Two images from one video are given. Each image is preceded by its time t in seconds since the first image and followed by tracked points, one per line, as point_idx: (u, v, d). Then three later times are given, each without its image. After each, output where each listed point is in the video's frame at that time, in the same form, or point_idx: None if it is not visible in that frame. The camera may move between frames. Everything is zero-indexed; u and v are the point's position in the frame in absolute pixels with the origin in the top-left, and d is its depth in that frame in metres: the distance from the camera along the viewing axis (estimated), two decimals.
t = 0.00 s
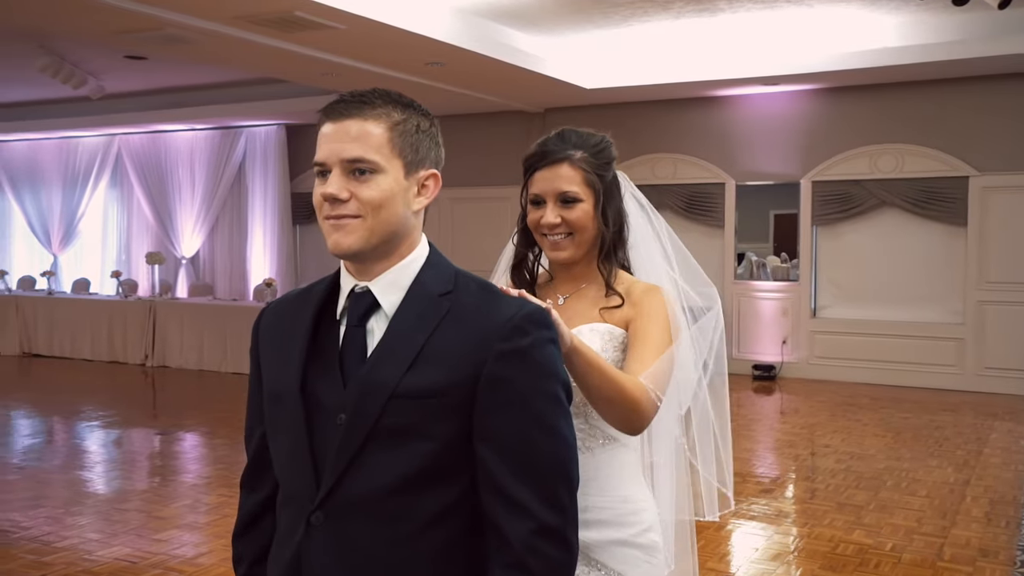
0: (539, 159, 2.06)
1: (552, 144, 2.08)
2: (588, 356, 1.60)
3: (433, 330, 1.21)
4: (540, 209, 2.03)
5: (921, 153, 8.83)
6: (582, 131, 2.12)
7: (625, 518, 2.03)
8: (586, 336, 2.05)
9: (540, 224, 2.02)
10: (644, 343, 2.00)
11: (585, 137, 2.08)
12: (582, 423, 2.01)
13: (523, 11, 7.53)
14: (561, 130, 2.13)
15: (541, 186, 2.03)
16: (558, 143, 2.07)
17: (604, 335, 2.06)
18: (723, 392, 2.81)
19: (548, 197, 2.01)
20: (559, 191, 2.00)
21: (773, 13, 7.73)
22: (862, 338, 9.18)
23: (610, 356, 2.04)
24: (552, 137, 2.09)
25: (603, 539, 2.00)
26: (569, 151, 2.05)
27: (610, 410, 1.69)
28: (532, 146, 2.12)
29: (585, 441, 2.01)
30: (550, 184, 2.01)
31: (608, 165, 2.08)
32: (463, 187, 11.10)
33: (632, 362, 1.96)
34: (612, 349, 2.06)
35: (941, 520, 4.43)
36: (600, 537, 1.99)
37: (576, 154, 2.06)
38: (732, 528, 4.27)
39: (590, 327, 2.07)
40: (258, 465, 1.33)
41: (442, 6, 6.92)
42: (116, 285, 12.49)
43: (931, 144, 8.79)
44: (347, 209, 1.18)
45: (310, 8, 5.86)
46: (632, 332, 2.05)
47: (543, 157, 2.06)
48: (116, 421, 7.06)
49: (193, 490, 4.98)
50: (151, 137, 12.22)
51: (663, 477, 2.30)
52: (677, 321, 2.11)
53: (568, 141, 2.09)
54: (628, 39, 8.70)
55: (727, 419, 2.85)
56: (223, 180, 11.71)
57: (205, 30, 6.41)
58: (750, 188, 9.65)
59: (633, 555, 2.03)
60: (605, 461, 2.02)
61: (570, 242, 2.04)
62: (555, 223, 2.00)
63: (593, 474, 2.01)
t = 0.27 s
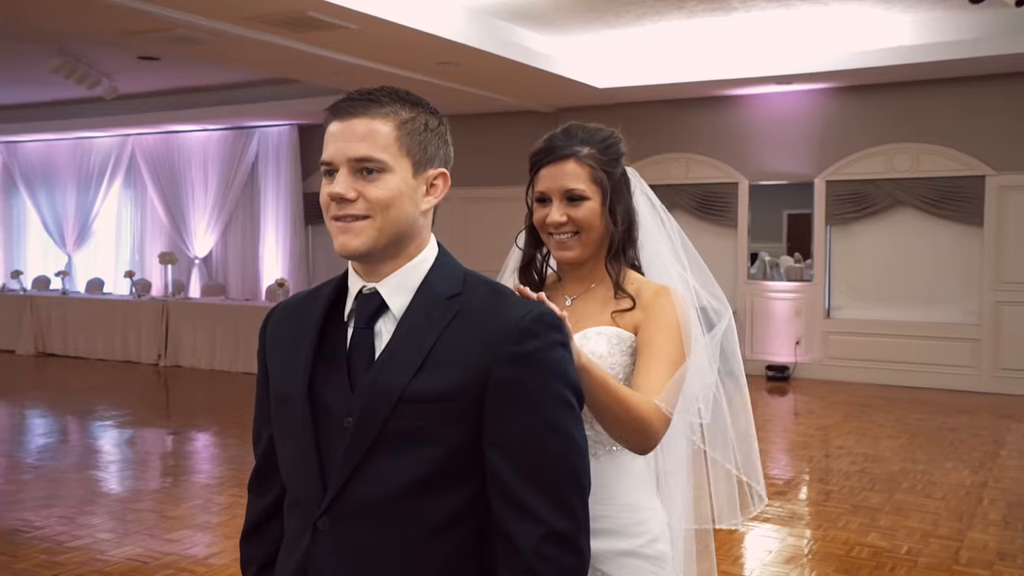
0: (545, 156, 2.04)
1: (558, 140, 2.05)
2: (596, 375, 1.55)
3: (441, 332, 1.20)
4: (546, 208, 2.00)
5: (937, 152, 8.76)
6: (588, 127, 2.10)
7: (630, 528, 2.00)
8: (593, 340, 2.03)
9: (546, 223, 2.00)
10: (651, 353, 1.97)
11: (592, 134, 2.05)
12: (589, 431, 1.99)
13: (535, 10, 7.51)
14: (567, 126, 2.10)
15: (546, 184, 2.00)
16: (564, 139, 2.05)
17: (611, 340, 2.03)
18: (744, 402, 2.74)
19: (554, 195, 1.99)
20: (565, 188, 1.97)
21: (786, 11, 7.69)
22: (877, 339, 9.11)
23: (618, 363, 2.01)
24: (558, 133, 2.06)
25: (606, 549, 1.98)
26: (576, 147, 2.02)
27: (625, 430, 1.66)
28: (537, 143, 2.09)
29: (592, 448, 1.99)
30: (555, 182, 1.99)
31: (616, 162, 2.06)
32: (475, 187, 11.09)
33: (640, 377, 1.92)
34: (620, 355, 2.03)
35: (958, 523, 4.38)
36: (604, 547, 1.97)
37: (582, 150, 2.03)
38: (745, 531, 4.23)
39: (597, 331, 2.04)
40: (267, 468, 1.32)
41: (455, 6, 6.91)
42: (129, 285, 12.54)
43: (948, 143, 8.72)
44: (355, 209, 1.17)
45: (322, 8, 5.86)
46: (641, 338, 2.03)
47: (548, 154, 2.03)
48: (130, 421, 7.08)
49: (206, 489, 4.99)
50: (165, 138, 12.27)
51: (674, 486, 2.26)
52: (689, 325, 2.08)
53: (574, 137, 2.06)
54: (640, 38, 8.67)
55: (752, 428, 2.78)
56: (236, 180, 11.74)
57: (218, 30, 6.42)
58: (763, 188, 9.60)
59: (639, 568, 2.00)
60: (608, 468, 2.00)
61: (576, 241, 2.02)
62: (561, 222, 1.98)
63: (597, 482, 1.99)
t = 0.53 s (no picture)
0: (550, 155, 2.01)
1: (563, 138, 2.02)
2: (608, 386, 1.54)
3: (449, 336, 1.18)
4: (551, 209, 1.99)
5: (952, 151, 8.69)
6: (595, 125, 2.07)
7: (640, 537, 1.98)
8: (600, 345, 2.01)
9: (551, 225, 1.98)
10: (658, 357, 1.94)
11: (599, 132, 2.03)
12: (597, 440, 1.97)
13: (546, 10, 7.49)
14: (573, 124, 2.08)
15: (551, 184, 1.98)
16: (569, 138, 2.02)
17: (618, 345, 2.01)
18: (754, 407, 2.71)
19: (559, 196, 1.97)
20: (571, 189, 1.95)
21: (800, 10, 7.64)
22: (891, 341, 9.05)
23: (626, 370, 1.99)
24: (563, 132, 2.04)
25: (615, 560, 1.96)
26: (581, 146, 2.00)
27: (636, 444, 1.64)
28: (543, 142, 2.07)
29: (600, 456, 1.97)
30: (561, 183, 1.97)
31: (624, 161, 2.03)
32: (486, 187, 11.08)
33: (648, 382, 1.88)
34: (627, 359, 2.00)
35: (974, 526, 4.34)
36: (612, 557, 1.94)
37: (588, 149, 2.01)
38: (757, 534, 4.20)
39: (604, 336, 2.03)
40: (273, 473, 1.31)
41: (465, 6, 6.89)
42: (142, 285, 12.59)
43: (963, 142, 8.65)
44: (362, 213, 1.16)
45: (333, 8, 5.86)
46: (649, 343, 2.00)
47: (553, 154, 2.01)
48: (143, 421, 7.10)
49: (218, 490, 5.00)
50: (177, 139, 12.32)
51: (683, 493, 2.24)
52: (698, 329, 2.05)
53: (581, 135, 2.04)
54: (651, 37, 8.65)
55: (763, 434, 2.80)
56: (248, 181, 11.78)
57: (228, 31, 6.43)
58: (776, 187, 9.55)
59: None
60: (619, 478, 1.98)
61: (583, 243, 2.00)
62: (567, 224, 1.96)
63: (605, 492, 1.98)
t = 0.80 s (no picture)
0: (552, 156, 2.00)
1: (565, 139, 2.01)
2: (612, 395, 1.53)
3: (453, 342, 1.17)
4: (551, 211, 1.97)
5: (964, 151, 8.64)
6: (598, 125, 2.06)
7: (642, 545, 1.97)
8: (602, 350, 2.00)
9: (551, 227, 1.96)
10: (660, 365, 1.94)
11: (601, 132, 2.01)
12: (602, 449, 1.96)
13: (555, 10, 7.48)
14: (576, 124, 2.06)
15: (552, 186, 1.97)
16: (571, 139, 2.01)
17: (620, 349, 2.00)
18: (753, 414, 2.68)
19: (559, 198, 1.95)
20: (572, 191, 1.93)
21: (811, 9, 7.60)
22: (902, 342, 8.99)
23: (627, 375, 1.99)
24: (565, 132, 2.03)
25: (620, 568, 1.95)
26: (583, 147, 1.98)
27: (643, 454, 1.64)
28: (545, 142, 2.06)
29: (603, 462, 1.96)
30: (561, 184, 1.95)
31: (625, 162, 2.00)
32: (496, 188, 11.07)
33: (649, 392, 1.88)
34: (629, 365, 1.99)
35: (986, 530, 4.30)
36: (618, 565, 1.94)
37: (590, 150, 1.99)
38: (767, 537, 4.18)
39: (606, 341, 2.01)
40: (274, 479, 1.31)
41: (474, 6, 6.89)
42: (153, 286, 12.63)
43: (975, 142, 8.60)
44: (368, 215, 1.14)
45: (341, 8, 5.86)
46: (650, 348, 1.99)
47: (554, 155, 1.99)
48: (154, 421, 7.12)
49: (228, 490, 5.01)
50: (188, 139, 12.36)
51: (686, 500, 2.22)
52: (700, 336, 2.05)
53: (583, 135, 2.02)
54: (661, 37, 8.63)
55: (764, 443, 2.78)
56: (258, 181, 11.80)
57: (236, 32, 6.44)
58: (787, 187, 9.52)
59: None
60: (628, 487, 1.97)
61: (584, 245, 1.99)
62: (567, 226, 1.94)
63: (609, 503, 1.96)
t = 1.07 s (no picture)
0: (550, 157, 1.98)
1: (566, 139, 1.98)
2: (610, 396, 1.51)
3: (462, 344, 1.16)
4: (548, 213, 1.94)
5: (976, 151, 8.59)
6: (599, 126, 2.03)
7: (642, 551, 1.95)
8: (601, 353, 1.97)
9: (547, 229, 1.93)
10: (660, 370, 1.93)
11: (601, 134, 1.99)
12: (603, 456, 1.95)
13: (564, 10, 7.46)
14: (577, 124, 2.04)
15: (550, 187, 1.94)
16: (571, 139, 1.98)
17: (619, 352, 1.98)
18: (751, 419, 2.66)
19: (557, 200, 1.93)
20: (569, 193, 1.91)
21: (821, 8, 7.56)
22: (913, 343, 8.94)
23: (627, 378, 1.97)
24: (566, 133, 2.00)
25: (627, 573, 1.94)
26: (582, 148, 1.96)
27: (643, 461, 1.63)
28: (545, 142, 2.03)
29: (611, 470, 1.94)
30: (559, 186, 1.93)
31: (626, 165, 1.98)
32: (504, 188, 11.06)
33: (651, 400, 1.87)
34: (629, 367, 1.98)
35: (998, 533, 4.27)
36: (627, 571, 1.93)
37: (589, 151, 1.97)
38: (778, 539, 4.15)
39: (605, 344, 1.99)
40: (270, 488, 1.30)
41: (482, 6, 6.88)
42: (162, 286, 12.66)
43: (987, 142, 8.55)
44: (420, 223, 1.15)
45: (349, 9, 5.85)
46: (650, 352, 1.98)
47: (553, 155, 1.97)
48: (163, 421, 7.14)
49: (236, 491, 5.02)
50: (197, 140, 12.38)
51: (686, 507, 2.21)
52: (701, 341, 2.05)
53: (584, 136, 2.00)
54: (670, 37, 8.60)
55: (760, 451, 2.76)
56: (267, 181, 11.82)
57: (244, 33, 6.44)
58: (796, 188, 9.48)
59: None
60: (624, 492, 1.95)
61: (580, 248, 1.96)
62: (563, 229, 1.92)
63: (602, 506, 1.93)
